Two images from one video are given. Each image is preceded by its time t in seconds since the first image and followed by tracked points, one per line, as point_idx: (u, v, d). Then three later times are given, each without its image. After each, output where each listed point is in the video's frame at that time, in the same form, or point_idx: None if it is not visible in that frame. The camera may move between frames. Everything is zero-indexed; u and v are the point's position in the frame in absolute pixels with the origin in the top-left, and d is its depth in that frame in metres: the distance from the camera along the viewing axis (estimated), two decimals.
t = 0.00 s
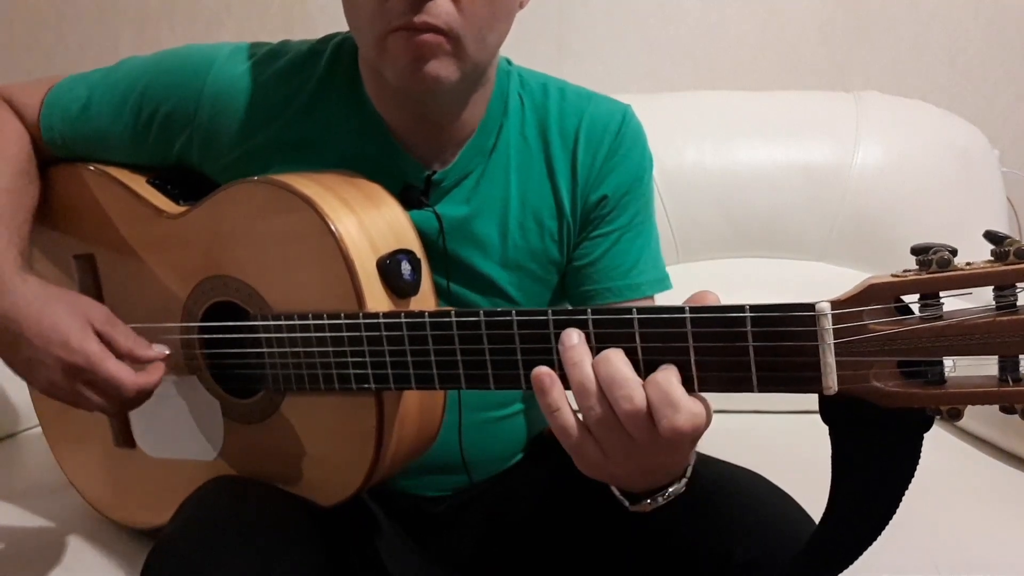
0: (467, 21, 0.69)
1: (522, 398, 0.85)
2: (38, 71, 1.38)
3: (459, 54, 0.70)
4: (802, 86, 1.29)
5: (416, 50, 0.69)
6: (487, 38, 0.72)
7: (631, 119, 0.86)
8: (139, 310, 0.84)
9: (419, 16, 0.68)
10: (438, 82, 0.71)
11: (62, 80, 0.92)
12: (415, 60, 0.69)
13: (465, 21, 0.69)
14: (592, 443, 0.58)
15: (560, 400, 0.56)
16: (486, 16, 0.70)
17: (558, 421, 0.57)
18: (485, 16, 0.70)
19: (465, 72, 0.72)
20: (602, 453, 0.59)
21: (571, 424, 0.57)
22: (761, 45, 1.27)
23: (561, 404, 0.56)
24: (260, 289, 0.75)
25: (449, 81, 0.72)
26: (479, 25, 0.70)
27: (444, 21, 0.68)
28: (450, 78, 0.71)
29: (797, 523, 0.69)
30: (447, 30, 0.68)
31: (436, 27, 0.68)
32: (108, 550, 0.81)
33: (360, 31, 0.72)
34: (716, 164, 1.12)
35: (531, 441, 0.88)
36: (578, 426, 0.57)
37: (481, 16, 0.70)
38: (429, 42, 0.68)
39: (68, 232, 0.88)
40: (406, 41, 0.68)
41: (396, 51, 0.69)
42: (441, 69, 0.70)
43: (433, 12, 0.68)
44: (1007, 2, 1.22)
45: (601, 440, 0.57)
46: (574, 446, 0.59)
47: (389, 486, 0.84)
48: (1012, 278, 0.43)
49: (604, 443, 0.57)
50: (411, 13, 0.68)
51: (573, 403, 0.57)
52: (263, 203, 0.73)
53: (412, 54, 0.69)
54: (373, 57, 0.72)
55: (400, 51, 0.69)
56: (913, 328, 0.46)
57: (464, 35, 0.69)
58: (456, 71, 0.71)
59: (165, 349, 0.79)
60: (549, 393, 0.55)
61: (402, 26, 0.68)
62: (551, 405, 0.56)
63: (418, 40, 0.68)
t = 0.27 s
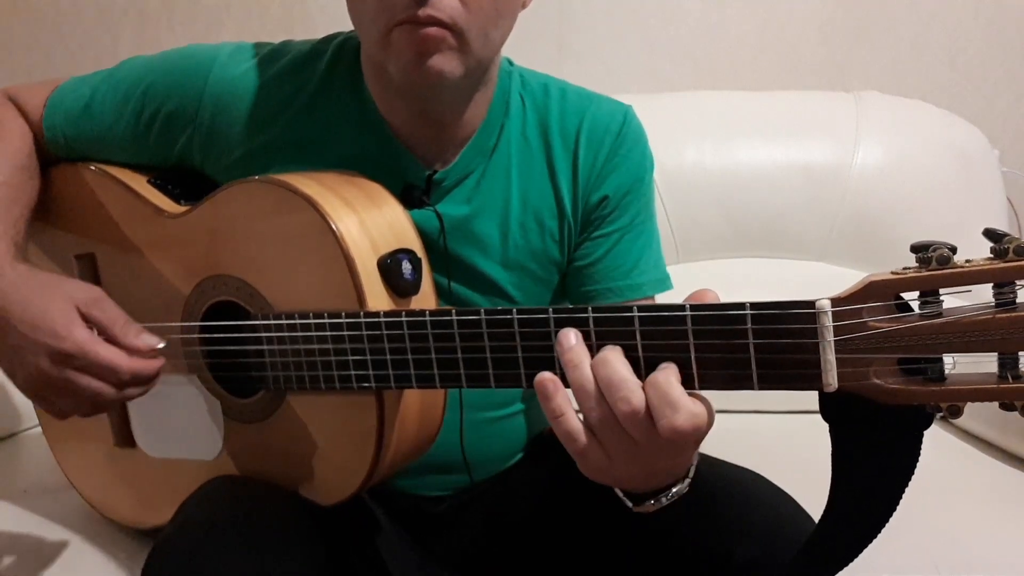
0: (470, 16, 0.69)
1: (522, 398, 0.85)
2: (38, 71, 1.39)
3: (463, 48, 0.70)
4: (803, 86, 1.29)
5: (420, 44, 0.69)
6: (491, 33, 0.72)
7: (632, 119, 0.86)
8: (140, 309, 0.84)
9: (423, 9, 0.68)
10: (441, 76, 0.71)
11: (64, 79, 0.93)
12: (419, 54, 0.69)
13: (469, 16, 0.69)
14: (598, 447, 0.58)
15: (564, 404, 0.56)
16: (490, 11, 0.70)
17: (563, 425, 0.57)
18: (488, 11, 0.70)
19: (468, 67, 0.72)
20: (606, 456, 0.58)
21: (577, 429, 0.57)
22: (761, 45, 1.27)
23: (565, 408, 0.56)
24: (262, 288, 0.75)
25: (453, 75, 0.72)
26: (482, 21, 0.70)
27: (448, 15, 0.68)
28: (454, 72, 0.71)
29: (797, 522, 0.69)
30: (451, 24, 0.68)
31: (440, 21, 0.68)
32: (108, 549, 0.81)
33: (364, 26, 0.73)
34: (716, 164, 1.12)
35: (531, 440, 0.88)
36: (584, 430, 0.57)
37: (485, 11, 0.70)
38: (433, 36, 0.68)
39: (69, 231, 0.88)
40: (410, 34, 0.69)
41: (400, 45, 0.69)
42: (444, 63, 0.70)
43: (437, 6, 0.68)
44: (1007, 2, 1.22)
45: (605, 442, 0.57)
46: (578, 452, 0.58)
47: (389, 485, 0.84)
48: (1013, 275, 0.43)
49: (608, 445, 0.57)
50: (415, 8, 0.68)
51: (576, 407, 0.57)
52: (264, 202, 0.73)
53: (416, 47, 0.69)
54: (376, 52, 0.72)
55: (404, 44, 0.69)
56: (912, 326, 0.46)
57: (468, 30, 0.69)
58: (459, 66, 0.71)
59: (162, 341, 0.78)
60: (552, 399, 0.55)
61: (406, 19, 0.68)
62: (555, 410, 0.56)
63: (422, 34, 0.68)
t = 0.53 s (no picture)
0: (469, 18, 0.69)
1: (522, 398, 0.85)
2: (38, 72, 1.39)
3: (462, 50, 0.70)
4: (803, 86, 1.29)
5: (419, 46, 0.69)
6: (490, 36, 0.72)
7: (631, 119, 0.86)
8: (139, 309, 0.84)
9: (422, 11, 0.68)
10: (440, 79, 0.71)
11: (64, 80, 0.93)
12: (418, 56, 0.69)
13: (468, 18, 0.69)
14: (596, 448, 0.58)
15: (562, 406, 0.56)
16: (489, 13, 0.70)
17: (562, 427, 0.57)
18: (488, 13, 0.70)
19: (467, 70, 0.72)
20: (605, 457, 0.58)
21: (575, 430, 0.57)
22: (761, 45, 1.27)
23: (563, 409, 0.56)
24: (261, 288, 0.75)
25: (451, 78, 0.72)
26: (482, 22, 0.70)
27: (447, 17, 0.68)
28: (453, 74, 0.71)
29: (797, 522, 0.69)
30: (450, 26, 0.69)
31: (439, 23, 0.68)
32: (108, 549, 0.81)
33: (363, 28, 0.73)
34: (716, 164, 1.12)
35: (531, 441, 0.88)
36: (582, 431, 0.57)
37: (484, 13, 0.70)
38: (432, 38, 0.68)
39: (69, 231, 0.88)
40: (409, 36, 0.69)
41: (399, 47, 0.69)
42: (443, 65, 0.70)
43: (436, 8, 0.68)
44: (1007, 2, 1.22)
45: (603, 443, 0.57)
46: (577, 453, 0.58)
47: (388, 486, 0.84)
48: (1013, 275, 0.43)
49: (606, 446, 0.57)
50: (415, 8, 0.68)
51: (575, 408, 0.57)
52: (264, 202, 0.73)
53: (414, 50, 0.69)
54: (376, 54, 0.72)
55: (403, 47, 0.69)
56: (912, 326, 0.46)
57: (467, 32, 0.69)
58: (458, 68, 0.71)
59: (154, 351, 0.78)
60: (550, 401, 0.55)
61: (405, 21, 0.68)
62: (554, 412, 0.56)
63: (421, 36, 0.68)
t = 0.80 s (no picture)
0: (468, 19, 0.69)
1: (521, 398, 0.85)
2: (38, 72, 1.39)
3: (461, 51, 0.70)
4: (803, 86, 1.29)
5: (418, 47, 0.69)
6: (489, 36, 0.72)
7: (631, 120, 0.86)
8: (139, 309, 0.84)
9: (421, 12, 0.68)
10: (439, 79, 0.71)
11: (63, 80, 0.93)
12: (417, 57, 0.69)
13: (467, 19, 0.69)
14: (595, 447, 0.58)
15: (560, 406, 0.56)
16: (488, 14, 0.70)
17: (559, 427, 0.56)
18: (487, 14, 0.70)
19: (466, 70, 0.72)
20: (604, 457, 0.58)
21: (573, 430, 0.57)
22: (761, 45, 1.27)
23: (562, 409, 0.56)
24: (261, 288, 0.75)
25: (450, 78, 0.72)
26: (481, 22, 0.70)
27: (446, 18, 0.68)
28: (452, 75, 0.71)
29: (797, 522, 0.69)
30: (449, 27, 0.68)
31: (438, 24, 0.68)
32: (108, 549, 0.81)
33: (362, 29, 0.73)
34: (715, 164, 1.12)
35: (531, 440, 0.88)
36: (581, 430, 0.57)
37: (483, 13, 0.70)
38: (431, 39, 0.68)
39: (68, 231, 0.88)
40: (408, 37, 0.68)
41: (398, 48, 0.69)
42: (442, 66, 0.70)
43: (435, 9, 0.68)
44: (1007, 2, 1.22)
45: (602, 443, 0.57)
46: (575, 452, 0.58)
47: (388, 486, 0.84)
48: (1012, 275, 0.43)
49: (604, 445, 0.57)
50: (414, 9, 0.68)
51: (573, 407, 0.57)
52: (263, 201, 0.73)
53: (413, 51, 0.69)
54: (375, 54, 0.72)
55: (402, 48, 0.69)
56: (911, 325, 0.46)
57: (466, 33, 0.69)
58: (457, 68, 0.71)
59: (160, 342, 0.78)
60: (549, 400, 0.55)
61: (404, 22, 0.68)
62: (552, 412, 0.55)
63: (420, 37, 0.68)
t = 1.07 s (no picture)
0: (468, 20, 0.69)
1: (521, 398, 0.85)
2: (38, 72, 1.39)
3: (461, 53, 0.70)
4: (803, 86, 1.29)
5: (418, 48, 0.69)
6: (490, 38, 0.72)
7: (631, 120, 0.86)
8: (140, 309, 0.84)
9: (421, 14, 0.68)
10: (440, 81, 0.71)
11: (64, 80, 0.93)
12: (417, 58, 0.69)
13: (467, 20, 0.69)
14: (594, 447, 0.58)
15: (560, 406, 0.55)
16: (488, 16, 0.70)
17: (559, 427, 0.56)
18: (487, 15, 0.70)
19: (466, 72, 0.72)
20: (603, 456, 0.58)
21: (572, 429, 0.57)
22: (761, 45, 1.27)
23: (561, 408, 0.56)
24: (261, 288, 0.75)
25: (450, 80, 0.72)
26: (481, 24, 0.70)
27: (446, 20, 0.68)
28: (452, 76, 0.71)
29: (797, 522, 0.69)
30: (450, 28, 0.68)
31: (439, 25, 0.68)
32: (108, 549, 0.81)
33: (363, 30, 0.73)
34: (715, 164, 1.12)
35: (531, 440, 0.88)
36: (580, 430, 0.57)
37: (483, 15, 0.70)
38: (432, 41, 0.68)
39: (68, 231, 0.88)
40: (409, 39, 0.69)
41: (398, 49, 0.69)
42: (442, 67, 0.70)
43: (436, 11, 0.68)
44: (1007, 2, 1.22)
45: (601, 442, 0.57)
46: (574, 451, 0.58)
47: (388, 486, 0.84)
48: (1012, 276, 0.43)
49: (603, 444, 0.57)
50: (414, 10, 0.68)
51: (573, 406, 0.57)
52: (264, 201, 0.73)
53: (413, 52, 0.69)
54: (375, 56, 0.73)
55: (402, 49, 0.69)
56: (911, 324, 0.46)
57: (466, 35, 0.69)
58: (457, 70, 0.71)
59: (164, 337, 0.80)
60: (548, 399, 0.55)
61: (404, 24, 0.68)
62: (552, 412, 0.55)
63: (420, 38, 0.68)
